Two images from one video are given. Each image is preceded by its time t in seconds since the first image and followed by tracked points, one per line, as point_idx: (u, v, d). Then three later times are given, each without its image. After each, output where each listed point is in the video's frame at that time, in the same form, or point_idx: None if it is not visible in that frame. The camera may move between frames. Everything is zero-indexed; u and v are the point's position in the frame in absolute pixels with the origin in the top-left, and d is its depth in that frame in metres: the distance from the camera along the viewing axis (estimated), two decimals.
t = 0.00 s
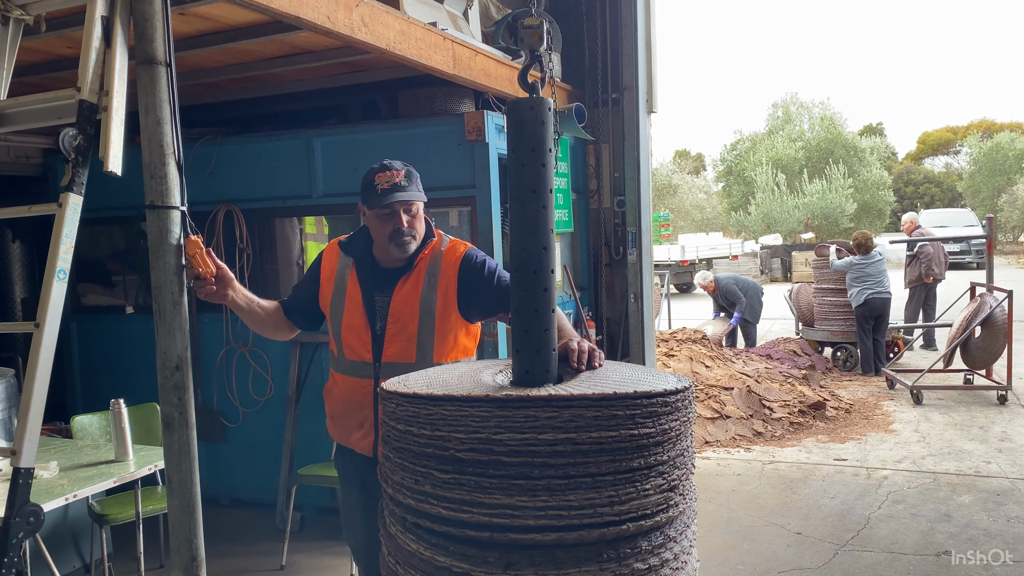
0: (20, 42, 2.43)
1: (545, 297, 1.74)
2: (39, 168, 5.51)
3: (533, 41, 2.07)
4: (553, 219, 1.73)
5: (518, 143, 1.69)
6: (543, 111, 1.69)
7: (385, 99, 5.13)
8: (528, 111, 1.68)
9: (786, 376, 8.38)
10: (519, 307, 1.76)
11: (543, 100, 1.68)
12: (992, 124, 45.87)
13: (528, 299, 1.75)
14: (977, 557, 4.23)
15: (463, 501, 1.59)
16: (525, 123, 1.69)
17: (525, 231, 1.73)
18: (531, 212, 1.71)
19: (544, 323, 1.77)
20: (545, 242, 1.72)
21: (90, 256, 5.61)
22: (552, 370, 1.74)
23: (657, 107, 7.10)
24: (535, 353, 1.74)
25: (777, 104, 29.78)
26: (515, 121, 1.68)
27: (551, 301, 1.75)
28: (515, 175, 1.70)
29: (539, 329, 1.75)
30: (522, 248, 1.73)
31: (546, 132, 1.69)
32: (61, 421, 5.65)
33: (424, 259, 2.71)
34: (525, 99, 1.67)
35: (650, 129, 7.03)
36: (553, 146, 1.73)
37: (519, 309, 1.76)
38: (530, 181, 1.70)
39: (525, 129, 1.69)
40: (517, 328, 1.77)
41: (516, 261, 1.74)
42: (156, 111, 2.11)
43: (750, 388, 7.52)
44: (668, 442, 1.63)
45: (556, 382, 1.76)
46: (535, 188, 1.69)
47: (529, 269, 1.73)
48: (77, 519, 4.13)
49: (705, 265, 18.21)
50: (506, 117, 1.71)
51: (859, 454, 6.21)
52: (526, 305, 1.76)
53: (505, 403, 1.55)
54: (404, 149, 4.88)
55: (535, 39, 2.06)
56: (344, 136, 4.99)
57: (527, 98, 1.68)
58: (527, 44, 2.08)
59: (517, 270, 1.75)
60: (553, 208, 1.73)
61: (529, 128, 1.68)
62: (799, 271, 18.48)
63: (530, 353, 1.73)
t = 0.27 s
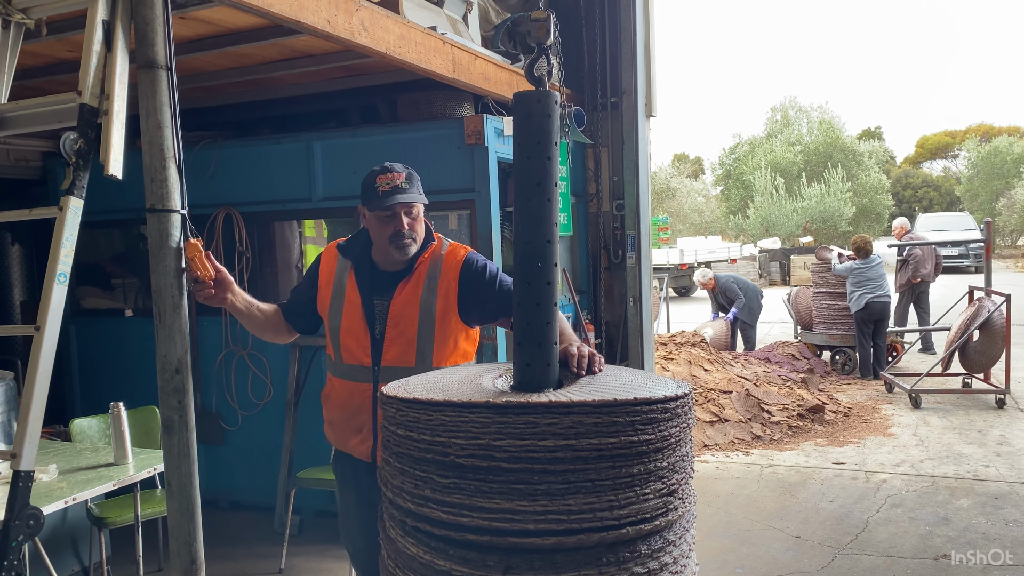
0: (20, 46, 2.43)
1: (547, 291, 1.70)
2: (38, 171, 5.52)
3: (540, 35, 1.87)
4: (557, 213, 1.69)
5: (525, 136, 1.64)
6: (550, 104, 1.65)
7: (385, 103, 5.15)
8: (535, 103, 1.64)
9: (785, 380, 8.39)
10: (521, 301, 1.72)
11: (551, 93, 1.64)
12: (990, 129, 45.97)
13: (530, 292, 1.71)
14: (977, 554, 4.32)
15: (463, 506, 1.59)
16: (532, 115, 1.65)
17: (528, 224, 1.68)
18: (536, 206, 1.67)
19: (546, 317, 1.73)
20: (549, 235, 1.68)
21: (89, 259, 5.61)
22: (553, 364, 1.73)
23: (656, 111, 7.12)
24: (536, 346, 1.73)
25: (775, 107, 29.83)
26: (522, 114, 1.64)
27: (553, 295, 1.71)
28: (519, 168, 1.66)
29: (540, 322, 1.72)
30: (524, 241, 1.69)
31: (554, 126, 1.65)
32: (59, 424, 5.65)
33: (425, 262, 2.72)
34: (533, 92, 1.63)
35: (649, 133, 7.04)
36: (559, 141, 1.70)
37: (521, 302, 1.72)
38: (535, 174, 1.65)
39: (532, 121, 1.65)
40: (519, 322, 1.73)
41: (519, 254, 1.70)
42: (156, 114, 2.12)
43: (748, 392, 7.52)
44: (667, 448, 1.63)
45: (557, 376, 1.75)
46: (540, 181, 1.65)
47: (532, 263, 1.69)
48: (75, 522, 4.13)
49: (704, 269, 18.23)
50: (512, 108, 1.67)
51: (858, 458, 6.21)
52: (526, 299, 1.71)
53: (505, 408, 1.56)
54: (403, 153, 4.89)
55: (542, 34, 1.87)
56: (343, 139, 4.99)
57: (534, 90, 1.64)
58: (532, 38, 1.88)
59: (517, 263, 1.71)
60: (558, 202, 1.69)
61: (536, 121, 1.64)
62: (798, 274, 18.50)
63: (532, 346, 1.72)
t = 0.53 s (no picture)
0: (20, 50, 2.44)
1: (544, 284, 1.70)
2: (37, 174, 5.52)
3: (533, 33, 1.86)
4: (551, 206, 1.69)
5: (518, 131, 1.64)
6: (542, 99, 1.65)
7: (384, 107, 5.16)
8: (527, 99, 1.63)
9: (783, 384, 8.39)
10: (518, 295, 1.72)
11: (542, 88, 1.64)
12: (988, 133, 46.09)
13: (527, 286, 1.70)
14: (977, 555, 4.35)
15: (461, 510, 1.59)
16: (524, 110, 1.64)
17: (524, 219, 1.67)
18: (530, 199, 1.66)
19: (542, 311, 1.73)
20: (543, 229, 1.68)
21: (87, 262, 5.60)
22: (551, 357, 1.72)
23: (654, 115, 7.14)
24: (534, 340, 1.73)
25: (773, 111, 29.88)
26: (514, 109, 1.63)
27: (549, 289, 1.70)
28: (513, 163, 1.66)
29: (538, 316, 1.71)
30: (520, 235, 1.69)
31: (545, 120, 1.65)
32: (57, 427, 5.64)
33: (434, 263, 2.70)
34: (524, 88, 1.63)
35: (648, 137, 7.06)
36: (552, 136, 1.69)
37: (518, 296, 1.72)
38: (529, 168, 1.65)
39: (524, 116, 1.64)
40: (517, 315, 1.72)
41: (515, 248, 1.69)
42: (156, 118, 2.12)
43: (747, 395, 7.53)
44: (665, 451, 1.64)
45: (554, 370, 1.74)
46: (534, 175, 1.65)
47: (528, 256, 1.68)
48: (73, 525, 4.13)
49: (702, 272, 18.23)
50: (504, 104, 1.67)
51: (856, 462, 6.22)
52: (524, 293, 1.71)
53: (505, 412, 1.56)
54: (402, 156, 4.90)
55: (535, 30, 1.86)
56: (342, 143, 5.00)
57: (525, 86, 1.64)
58: (525, 35, 1.88)
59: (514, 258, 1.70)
60: (552, 196, 1.68)
61: (529, 116, 1.64)
62: (796, 278, 18.52)
63: (528, 340, 1.72)
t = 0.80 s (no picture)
0: (21, 54, 2.44)
1: (542, 277, 1.70)
2: (36, 178, 5.52)
3: (529, 25, 1.89)
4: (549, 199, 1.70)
5: (516, 125, 1.65)
6: (539, 93, 1.66)
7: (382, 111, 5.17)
8: (525, 92, 1.65)
9: (781, 388, 8.40)
10: (516, 288, 1.72)
11: (540, 82, 1.66)
12: (985, 138, 46.22)
13: (525, 279, 1.70)
14: (977, 555, 4.41)
15: (460, 514, 1.59)
16: (522, 104, 1.66)
17: (522, 211, 1.68)
18: (528, 192, 1.67)
19: (540, 304, 1.73)
20: (541, 222, 1.68)
21: (86, 266, 5.60)
22: (548, 350, 1.73)
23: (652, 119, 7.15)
24: (531, 334, 1.72)
25: (771, 116, 29.93)
26: (512, 103, 1.65)
27: (547, 281, 1.70)
28: (511, 156, 1.67)
29: (536, 308, 1.71)
30: (518, 229, 1.69)
31: (543, 113, 1.66)
32: (55, 431, 5.63)
33: (447, 265, 2.71)
34: (522, 82, 1.65)
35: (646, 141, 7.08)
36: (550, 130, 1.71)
37: (517, 289, 1.72)
38: (527, 161, 1.66)
39: (522, 110, 1.65)
40: (515, 308, 1.72)
41: (512, 241, 1.69)
42: (156, 122, 2.13)
43: (745, 400, 7.54)
44: (664, 454, 1.64)
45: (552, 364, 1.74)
46: (531, 168, 1.66)
47: (526, 249, 1.68)
48: (71, 529, 4.12)
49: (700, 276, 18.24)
50: (502, 98, 1.68)
51: (854, 466, 6.22)
52: (522, 287, 1.71)
53: (504, 414, 1.57)
54: (401, 160, 4.90)
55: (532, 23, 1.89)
56: (342, 147, 5.02)
57: (523, 80, 1.66)
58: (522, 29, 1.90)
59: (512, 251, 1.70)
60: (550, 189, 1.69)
61: (526, 109, 1.65)
62: (794, 282, 18.53)
63: (527, 333, 1.71)
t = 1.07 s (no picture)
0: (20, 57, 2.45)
1: (539, 270, 1.70)
2: (34, 180, 5.52)
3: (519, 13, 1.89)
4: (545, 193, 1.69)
5: (510, 118, 1.65)
6: (533, 86, 1.66)
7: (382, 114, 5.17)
8: (518, 85, 1.64)
9: (779, 392, 8.41)
10: (512, 281, 1.71)
11: (533, 75, 1.65)
12: (982, 141, 46.34)
13: (522, 272, 1.69)
14: (977, 555, 4.45)
15: (459, 517, 1.60)
16: (516, 98, 1.65)
17: (517, 205, 1.67)
18: (523, 185, 1.66)
19: (537, 297, 1.72)
20: (536, 215, 1.68)
21: (84, 269, 5.60)
22: (545, 343, 1.72)
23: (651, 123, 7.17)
24: (529, 327, 1.72)
25: (770, 119, 29.97)
26: (506, 96, 1.64)
27: (544, 274, 1.70)
28: (506, 149, 1.66)
29: (533, 301, 1.70)
30: (514, 222, 1.68)
31: (537, 107, 1.65)
32: (53, 434, 5.62)
33: (455, 269, 2.71)
34: (516, 74, 1.64)
35: (644, 144, 7.09)
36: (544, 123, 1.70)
37: (513, 282, 1.71)
38: (522, 155, 1.66)
39: (516, 103, 1.65)
40: (512, 302, 1.72)
41: (508, 235, 1.69)
42: (155, 125, 2.13)
43: (743, 403, 7.55)
44: (662, 457, 1.65)
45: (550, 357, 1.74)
46: (527, 161, 1.65)
47: (522, 242, 1.67)
48: (70, 532, 4.10)
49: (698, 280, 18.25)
50: (496, 93, 1.68)
51: (852, 469, 6.23)
52: (519, 279, 1.70)
53: (503, 417, 1.57)
54: (401, 163, 4.91)
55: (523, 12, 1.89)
56: (341, 149, 5.03)
57: (517, 73, 1.65)
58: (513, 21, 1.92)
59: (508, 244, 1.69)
60: (546, 182, 1.69)
61: (520, 102, 1.64)
62: (792, 286, 18.55)
63: (525, 326, 1.70)
